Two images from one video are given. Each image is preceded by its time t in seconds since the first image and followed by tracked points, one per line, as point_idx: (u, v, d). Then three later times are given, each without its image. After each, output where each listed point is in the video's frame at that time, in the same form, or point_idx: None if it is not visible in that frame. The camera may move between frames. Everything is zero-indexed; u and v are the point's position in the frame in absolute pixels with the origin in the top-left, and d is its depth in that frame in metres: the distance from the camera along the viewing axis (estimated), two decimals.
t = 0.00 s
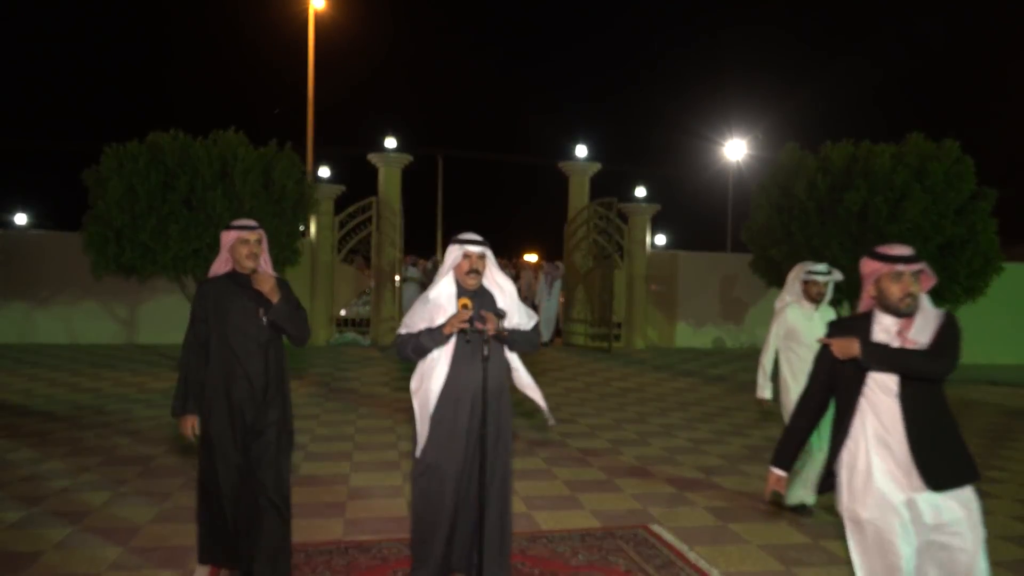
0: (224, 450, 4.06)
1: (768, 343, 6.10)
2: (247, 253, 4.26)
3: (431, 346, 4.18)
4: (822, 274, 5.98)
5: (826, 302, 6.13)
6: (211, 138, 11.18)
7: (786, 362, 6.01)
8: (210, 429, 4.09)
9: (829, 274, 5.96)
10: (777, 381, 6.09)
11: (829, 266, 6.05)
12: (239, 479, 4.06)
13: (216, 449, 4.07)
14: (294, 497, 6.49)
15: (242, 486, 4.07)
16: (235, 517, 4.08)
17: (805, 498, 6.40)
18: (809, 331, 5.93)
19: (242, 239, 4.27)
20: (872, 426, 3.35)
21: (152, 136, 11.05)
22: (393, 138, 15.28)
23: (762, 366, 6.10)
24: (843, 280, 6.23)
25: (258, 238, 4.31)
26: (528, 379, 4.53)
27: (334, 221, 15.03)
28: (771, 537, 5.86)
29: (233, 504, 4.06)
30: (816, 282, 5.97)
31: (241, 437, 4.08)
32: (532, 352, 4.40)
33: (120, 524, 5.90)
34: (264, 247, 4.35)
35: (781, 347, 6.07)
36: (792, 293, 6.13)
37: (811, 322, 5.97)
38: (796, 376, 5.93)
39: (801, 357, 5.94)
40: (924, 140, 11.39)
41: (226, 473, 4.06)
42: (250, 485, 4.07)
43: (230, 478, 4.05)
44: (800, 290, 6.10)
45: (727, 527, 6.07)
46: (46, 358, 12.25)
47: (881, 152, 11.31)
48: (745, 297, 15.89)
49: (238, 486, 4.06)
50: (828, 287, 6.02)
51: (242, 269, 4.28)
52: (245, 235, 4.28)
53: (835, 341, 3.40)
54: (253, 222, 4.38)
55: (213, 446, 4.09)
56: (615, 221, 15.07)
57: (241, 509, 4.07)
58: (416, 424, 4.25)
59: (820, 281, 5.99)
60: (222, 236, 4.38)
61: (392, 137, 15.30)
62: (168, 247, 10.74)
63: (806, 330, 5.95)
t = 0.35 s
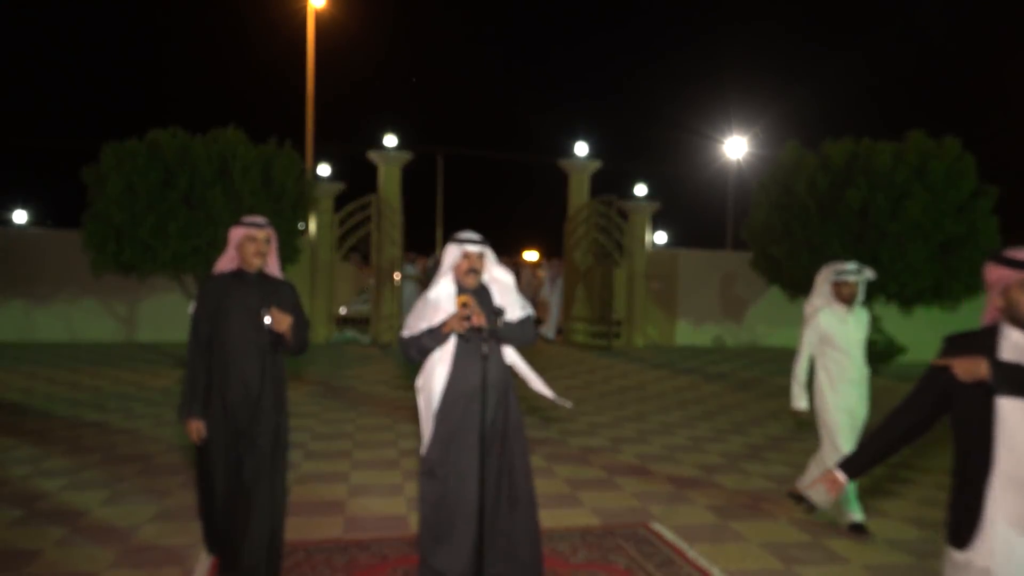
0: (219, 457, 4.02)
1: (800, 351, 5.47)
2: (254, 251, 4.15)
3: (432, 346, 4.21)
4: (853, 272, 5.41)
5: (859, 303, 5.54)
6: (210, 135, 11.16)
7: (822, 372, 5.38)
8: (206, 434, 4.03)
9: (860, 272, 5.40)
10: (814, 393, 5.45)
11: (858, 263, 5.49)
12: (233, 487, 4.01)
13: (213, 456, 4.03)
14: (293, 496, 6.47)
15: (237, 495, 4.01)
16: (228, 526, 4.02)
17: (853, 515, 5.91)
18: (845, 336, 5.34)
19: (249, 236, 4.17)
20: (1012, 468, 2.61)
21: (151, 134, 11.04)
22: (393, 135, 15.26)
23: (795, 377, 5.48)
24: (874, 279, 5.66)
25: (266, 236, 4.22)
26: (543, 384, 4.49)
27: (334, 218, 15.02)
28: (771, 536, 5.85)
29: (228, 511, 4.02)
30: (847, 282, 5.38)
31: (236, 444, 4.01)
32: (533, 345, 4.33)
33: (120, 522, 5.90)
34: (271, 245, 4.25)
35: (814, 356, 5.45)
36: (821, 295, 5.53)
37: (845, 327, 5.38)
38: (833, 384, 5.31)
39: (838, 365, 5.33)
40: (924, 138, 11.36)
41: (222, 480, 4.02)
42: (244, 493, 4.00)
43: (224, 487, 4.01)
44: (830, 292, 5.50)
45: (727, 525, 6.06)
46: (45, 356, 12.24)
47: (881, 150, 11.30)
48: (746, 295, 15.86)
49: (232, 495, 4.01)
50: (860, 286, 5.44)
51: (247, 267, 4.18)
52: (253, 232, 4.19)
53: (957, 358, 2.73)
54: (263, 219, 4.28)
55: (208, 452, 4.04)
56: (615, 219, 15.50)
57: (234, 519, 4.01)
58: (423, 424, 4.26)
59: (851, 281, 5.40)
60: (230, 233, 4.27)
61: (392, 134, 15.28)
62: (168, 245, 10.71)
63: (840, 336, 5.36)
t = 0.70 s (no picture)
0: (218, 455, 3.99)
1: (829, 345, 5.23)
2: (264, 251, 4.17)
3: (433, 347, 4.18)
4: (888, 267, 5.19)
5: (892, 301, 5.33)
6: (210, 133, 11.16)
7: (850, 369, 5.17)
8: (207, 431, 3.99)
9: (896, 268, 5.18)
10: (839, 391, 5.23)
11: (893, 258, 5.26)
12: (233, 487, 4.01)
13: (211, 454, 3.99)
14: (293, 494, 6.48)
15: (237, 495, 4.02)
16: (225, 528, 4.02)
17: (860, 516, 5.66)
18: (875, 334, 5.15)
19: (260, 235, 4.17)
20: None
21: (151, 132, 11.05)
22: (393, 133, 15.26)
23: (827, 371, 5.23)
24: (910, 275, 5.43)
25: (277, 236, 4.23)
26: (524, 394, 4.53)
27: (334, 217, 15.02)
28: (770, 533, 5.86)
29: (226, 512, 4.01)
30: (881, 278, 5.18)
31: (239, 444, 4.01)
32: (524, 344, 4.34)
33: (121, 520, 5.90)
34: (282, 245, 4.26)
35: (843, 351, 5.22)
36: (853, 289, 5.31)
37: (876, 324, 5.18)
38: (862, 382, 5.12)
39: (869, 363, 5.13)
40: (924, 135, 11.36)
41: (220, 478, 3.99)
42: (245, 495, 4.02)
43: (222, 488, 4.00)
44: (862, 286, 5.28)
45: (726, 523, 6.07)
46: (45, 354, 12.24)
47: (881, 148, 11.28)
48: (746, 293, 15.85)
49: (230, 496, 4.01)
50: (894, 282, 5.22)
51: (257, 266, 4.19)
52: (263, 232, 4.19)
53: None
54: (273, 219, 4.28)
55: (206, 450, 4.00)
56: (615, 217, 15.53)
57: (232, 521, 4.01)
58: (414, 424, 4.26)
59: (886, 276, 5.19)
60: (239, 232, 4.26)
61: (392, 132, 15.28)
62: (168, 243, 10.69)
63: (872, 332, 5.15)
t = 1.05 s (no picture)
0: (224, 459, 3.99)
1: (871, 349, 5.25)
2: (264, 248, 4.16)
3: (431, 348, 4.15)
4: (935, 269, 5.18)
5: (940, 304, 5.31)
6: (210, 131, 11.16)
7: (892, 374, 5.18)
8: (213, 435, 3.97)
9: (943, 269, 5.16)
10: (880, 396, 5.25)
11: (942, 261, 5.27)
12: (238, 491, 4.04)
13: (217, 459, 3.98)
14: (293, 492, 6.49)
15: (242, 499, 4.05)
16: (232, 534, 4.04)
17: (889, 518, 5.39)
18: (920, 339, 5.13)
19: (258, 232, 4.17)
20: None
21: (151, 130, 11.05)
22: (393, 130, 15.25)
23: (865, 376, 5.25)
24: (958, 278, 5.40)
25: (275, 233, 4.23)
26: (514, 394, 4.51)
27: (334, 216, 15.03)
28: (770, 531, 5.86)
29: (232, 516, 4.03)
30: (929, 280, 5.17)
31: (245, 446, 4.03)
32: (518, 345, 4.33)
33: (121, 518, 5.90)
34: (280, 242, 4.26)
35: (888, 355, 5.23)
36: (900, 293, 5.32)
37: (920, 326, 5.17)
38: (903, 384, 5.13)
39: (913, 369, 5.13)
40: (925, 133, 11.32)
41: (227, 477, 4.00)
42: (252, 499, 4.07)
43: (227, 493, 4.01)
44: (910, 289, 5.28)
45: (727, 521, 6.07)
46: (45, 352, 12.24)
47: (881, 146, 11.26)
48: (745, 291, 15.84)
49: (236, 499, 4.03)
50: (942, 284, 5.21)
51: (257, 264, 4.18)
52: (261, 228, 4.19)
53: None
54: (269, 216, 4.29)
55: (211, 454, 3.98)
56: (616, 214, 15.54)
57: (239, 525, 4.05)
58: (404, 425, 4.28)
59: (934, 278, 5.19)
60: (235, 229, 4.26)
61: (392, 130, 15.27)
62: (168, 240, 10.67)
63: (915, 334, 5.16)
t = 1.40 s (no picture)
0: (224, 458, 3.99)
1: (907, 350, 5.10)
2: (260, 245, 4.16)
3: (430, 348, 4.15)
4: (976, 264, 4.98)
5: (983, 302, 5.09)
6: (211, 129, 11.16)
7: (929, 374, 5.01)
8: (214, 434, 3.97)
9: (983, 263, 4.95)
10: (921, 398, 5.06)
11: (983, 255, 5.05)
12: (239, 490, 4.05)
13: (217, 457, 3.98)
14: (294, 489, 6.49)
15: (242, 497, 4.07)
16: (234, 532, 4.05)
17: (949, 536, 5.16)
18: (959, 337, 4.93)
19: (253, 229, 4.16)
20: None
21: (152, 128, 11.06)
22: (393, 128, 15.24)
23: (902, 378, 5.09)
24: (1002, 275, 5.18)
25: (270, 230, 4.22)
26: (508, 394, 4.51)
27: (334, 213, 14.89)
28: (770, 529, 5.86)
29: (232, 516, 4.04)
30: (968, 276, 4.97)
31: (245, 444, 4.05)
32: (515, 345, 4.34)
33: (121, 515, 5.90)
34: (276, 239, 4.25)
35: (925, 357, 5.07)
36: (940, 290, 5.13)
37: (960, 324, 4.97)
38: (941, 385, 4.94)
39: (951, 370, 4.93)
40: (925, 131, 11.31)
41: (229, 476, 4.00)
42: (252, 498, 4.09)
43: (228, 493, 4.01)
44: (950, 286, 5.08)
45: (727, 518, 6.07)
46: (45, 350, 12.24)
47: (882, 144, 11.24)
48: (745, 289, 15.84)
49: (237, 498, 4.04)
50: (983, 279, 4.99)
51: (253, 261, 4.18)
52: (257, 225, 4.18)
53: None
54: (263, 213, 4.28)
55: (211, 454, 3.98)
56: (614, 212, 15.41)
57: (238, 523, 4.06)
58: (396, 425, 4.24)
59: (973, 274, 4.98)
60: (230, 228, 4.25)
61: (392, 128, 15.26)
62: (168, 238, 10.66)
63: (955, 332, 4.96)
